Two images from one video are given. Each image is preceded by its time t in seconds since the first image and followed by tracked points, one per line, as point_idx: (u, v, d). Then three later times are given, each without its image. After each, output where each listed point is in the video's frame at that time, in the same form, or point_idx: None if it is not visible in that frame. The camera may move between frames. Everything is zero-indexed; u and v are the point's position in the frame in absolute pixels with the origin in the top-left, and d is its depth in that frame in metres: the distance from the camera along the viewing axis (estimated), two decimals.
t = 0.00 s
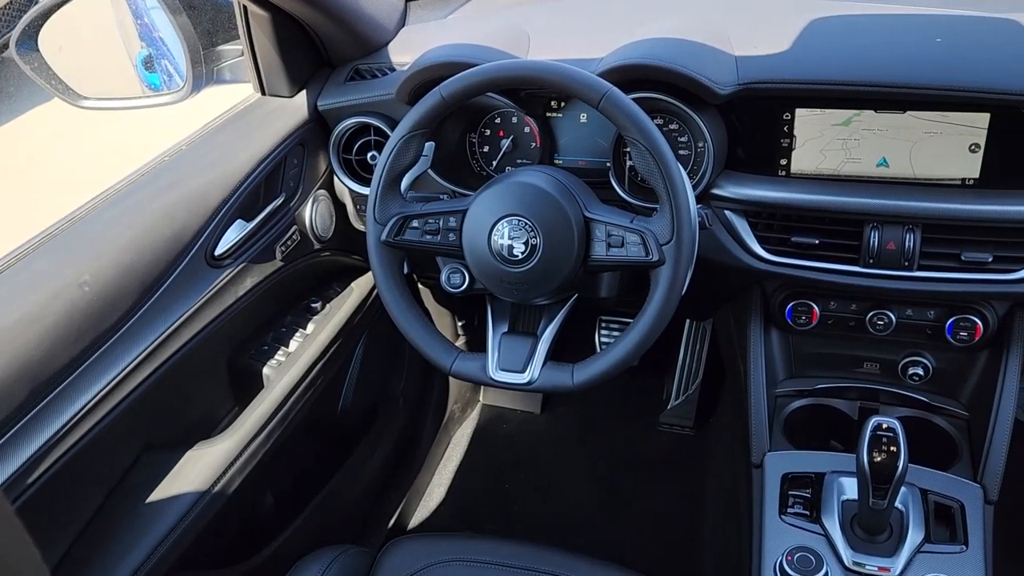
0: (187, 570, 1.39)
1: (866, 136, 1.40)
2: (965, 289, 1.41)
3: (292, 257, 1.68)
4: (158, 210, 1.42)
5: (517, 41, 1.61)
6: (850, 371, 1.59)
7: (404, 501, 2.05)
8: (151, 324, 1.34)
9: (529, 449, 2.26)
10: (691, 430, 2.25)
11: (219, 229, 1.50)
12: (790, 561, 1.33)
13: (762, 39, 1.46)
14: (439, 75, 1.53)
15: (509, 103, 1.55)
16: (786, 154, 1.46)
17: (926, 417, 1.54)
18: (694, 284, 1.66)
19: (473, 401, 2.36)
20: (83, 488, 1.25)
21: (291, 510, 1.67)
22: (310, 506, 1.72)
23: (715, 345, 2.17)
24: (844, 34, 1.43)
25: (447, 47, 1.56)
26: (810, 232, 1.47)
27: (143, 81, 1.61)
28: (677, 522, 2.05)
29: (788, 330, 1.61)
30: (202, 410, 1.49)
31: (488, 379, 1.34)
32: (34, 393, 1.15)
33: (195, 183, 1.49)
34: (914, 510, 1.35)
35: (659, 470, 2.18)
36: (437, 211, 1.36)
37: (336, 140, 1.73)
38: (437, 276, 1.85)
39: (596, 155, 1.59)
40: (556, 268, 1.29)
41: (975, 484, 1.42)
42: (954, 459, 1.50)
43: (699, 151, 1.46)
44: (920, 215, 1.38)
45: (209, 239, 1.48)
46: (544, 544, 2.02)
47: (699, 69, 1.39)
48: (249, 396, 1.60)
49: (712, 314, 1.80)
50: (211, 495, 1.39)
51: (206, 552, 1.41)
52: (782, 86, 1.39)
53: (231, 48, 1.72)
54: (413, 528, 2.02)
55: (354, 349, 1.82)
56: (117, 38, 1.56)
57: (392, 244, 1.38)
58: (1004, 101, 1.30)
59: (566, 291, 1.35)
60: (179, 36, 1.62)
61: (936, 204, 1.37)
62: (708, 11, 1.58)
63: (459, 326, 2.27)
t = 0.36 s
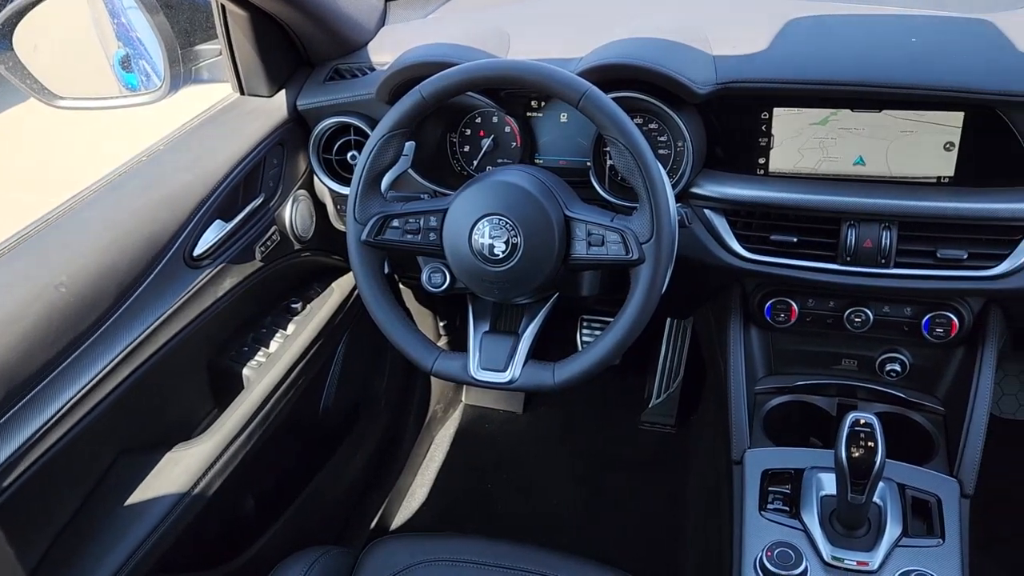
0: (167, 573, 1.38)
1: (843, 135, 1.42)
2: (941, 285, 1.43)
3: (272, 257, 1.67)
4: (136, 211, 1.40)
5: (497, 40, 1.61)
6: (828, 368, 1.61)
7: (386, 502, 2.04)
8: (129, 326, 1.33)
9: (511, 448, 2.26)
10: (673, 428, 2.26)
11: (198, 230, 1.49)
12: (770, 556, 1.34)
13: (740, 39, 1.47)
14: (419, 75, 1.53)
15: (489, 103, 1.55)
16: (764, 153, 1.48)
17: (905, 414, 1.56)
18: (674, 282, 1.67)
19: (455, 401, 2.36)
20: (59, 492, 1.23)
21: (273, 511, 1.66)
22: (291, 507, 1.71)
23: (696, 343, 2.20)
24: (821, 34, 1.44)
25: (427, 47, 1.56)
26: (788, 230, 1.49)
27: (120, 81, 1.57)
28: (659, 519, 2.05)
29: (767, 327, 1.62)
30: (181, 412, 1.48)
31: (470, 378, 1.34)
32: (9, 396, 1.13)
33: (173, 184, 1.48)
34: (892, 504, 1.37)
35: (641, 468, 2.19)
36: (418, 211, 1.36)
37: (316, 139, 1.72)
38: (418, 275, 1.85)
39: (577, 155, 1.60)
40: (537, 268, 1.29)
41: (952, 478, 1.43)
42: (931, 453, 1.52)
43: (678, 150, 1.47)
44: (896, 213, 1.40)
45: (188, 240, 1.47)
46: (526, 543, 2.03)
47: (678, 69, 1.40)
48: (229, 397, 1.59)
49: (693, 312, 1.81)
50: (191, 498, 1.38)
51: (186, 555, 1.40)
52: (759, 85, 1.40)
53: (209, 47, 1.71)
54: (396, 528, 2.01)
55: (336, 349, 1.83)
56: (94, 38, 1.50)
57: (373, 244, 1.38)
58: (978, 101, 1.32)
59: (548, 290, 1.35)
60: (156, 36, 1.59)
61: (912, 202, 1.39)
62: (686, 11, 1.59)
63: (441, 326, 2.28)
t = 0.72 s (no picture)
0: None
1: (815, 133, 1.43)
2: (912, 281, 1.45)
3: (247, 258, 1.66)
4: (108, 212, 1.39)
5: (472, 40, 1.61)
6: (800, 363, 1.63)
7: (365, 503, 2.04)
8: (102, 327, 1.32)
9: (489, 448, 2.26)
10: (650, 427, 2.27)
11: (172, 230, 1.48)
12: (746, 550, 1.35)
13: (712, 38, 1.49)
14: (394, 74, 1.53)
15: (466, 102, 1.55)
16: (738, 151, 1.49)
17: (875, 408, 1.58)
18: (650, 280, 1.68)
19: (433, 402, 2.36)
20: (31, 495, 1.22)
21: (251, 513, 1.65)
22: (269, 508, 1.70)
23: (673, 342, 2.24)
24: (792, 34, 1.45)
25: (402, 46, 1.55)
26: (762, 228, 1.50)
27: (93, 81, 1.56)
28: (638, 516, 2.06)
29: (742, 324, 1.64)
30: (156, 413, 1.47)
31: (447, 377, 1.34)
32: None
33: (146, 183, 1.46)
34: (866, 498, 1.38)
35: (619, 466, 2.20)
36: (394, 210, 1.36)
37: (291, 139, 1.70)
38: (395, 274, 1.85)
39: (552, 154, 1.60)
40: (513, 266, 1.30)
41: (924, 471, 1.45)
42: (904, 447, 1.54)
43: (654, 149, 1.48)
44: (868, 210, 1.42)
45: (162, 240, 1.45)
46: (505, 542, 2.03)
47: (653, 68, 1.41)
48: (204, 399, 1.58)
49: (669, 310, 1.82)
50: (166, 500, 1.37)
51: (162, 558, 1.39)
52: (732, 84, 1.41)
53: (182, 47, 1.70)
54: (374, 529, 2.01)
55: (312, 350, 1.82)
56: (66, 39, 1.49)
57: (349, 243, 1.37)
58: (947, 98, 1.34)
59: (525, 288, 1.36)
60: (129, 35, 1.58)
61: (883, 199, 1.41)
62: (660, 10, 1.60)
63: (418, 326, 2.28)
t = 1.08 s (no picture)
0: None
1: (785, 131, 1.45)
2: (881, 276, 1.47)
3: (219, 259, 1.65)
4: (76, 213, 1.37)
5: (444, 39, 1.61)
6: (774, 359, 1.64)
7: (341, 504, 2.03)
8: (70, 330, 1.30)
9: (465, 448, 2.26)
10: (626, 425, 2.28)
11: (142, 231, 1.46)
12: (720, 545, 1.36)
13: (683, 38, 1.50)
14: (366, 73, 1.53)
15: (439, 101, 1.55)
16: (709, 149, 1.50)
17: (846, 402, 1.60)
18: (623, 278, 1.69)
19: (409, 402, 2.35)
20: None
21: (225, 517, 1.64)
22: (243, 512, 1.69)
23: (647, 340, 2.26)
24: (762, 33, 1.47)
25: (374, 45, 1.55)
26: (734, 225, 1.51)
27: (59, 82, 1.52)
28: (614, 513, 2.07)
29: (715, 321, 1.65)
30: (127, 417, 1.45)
31: (422, 377, 1.33)
32: None
33: (116, 184, 1.45)
34: (838, 491, 1.40)
35: (595, 464, 2.21)
36: (367, 210, 1.36)
37: (263, 139, 1.70)
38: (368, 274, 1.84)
39: (525, 153, 1.60)
40: (487, 266, 1.30)
41: (894, 464, 1.47)
42: (875, 441, 1.56)
43: (627, 148, 1.48)
44: (837, 207, 1.43)
45: (131, 242, 1.44)
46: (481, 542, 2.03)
47: (624, 67, 1.42)
48: (177, 402, 1.57)
49: (643, 308, 1.83)
50: (138, 503, 1.36)
51: (135, 563, 1.38)
52: (703, 82, 1.42)
53: (151, 46, 1.68)
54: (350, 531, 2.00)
55: (286, 352, 1.81)
56: (32, 38, 1.45)
57: (322, 243, 1.37)
58: (913, 96, 1.36)
59: (499, 287, 1.36)
60: (96, 34, 1.55)
61: (852, 196, 1.43)
62: (632, 10, 1.61)
63: (393, 326, 2.28)
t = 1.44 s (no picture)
0: None
1: (752, 129, 1.46)
2: (847, 272, 1.49)
3: (187, 260, 1.63)
4: (40, 214, 1.35)
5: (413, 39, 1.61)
6: (744, 355, 1.66)
7: (313, 507, 2.02)
8: (35, 334, 1.29)
9: (438, 449, 2.26)
10: (598, 423, 2.29)
11: (108, 232, 1.45)
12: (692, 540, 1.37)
13: (651, 37, 1.51)
14: (334, 73, 1.52)
15: (409, 101, 1.55)
16: (678, 148, 1.52)
17: (815, 397, 1.62)
18: (594, 277, 1.70)
19: (381, 404, 2.35)
20: None
21: (195, 522, 1.62)
22: (214, 516, 1.67)
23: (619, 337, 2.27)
24: (728, 32, 1.48)
25: (342, 44, 1.54)
26: (702, 222, 1.53)
27: (21, 82, 1.52)
28: (586, 511, 2.08)
29: (684, 318, 1.66)
30: (94, 421, 1.44)
31: (394, 377, 1.33)
32: None
33: (81, 185, 1.43)
34: (806, 484, 1.42)
35: (567, 462, 2.21)
36: (337, 210, 1.35)
37: (231, 139, 1.69)
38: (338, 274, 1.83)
39: (495, 152, 1.61)
40: (458, 264, 1.30)
41: (861, 457, 1.50)
42: (842, 435, 1.58)
43: (596, 147, 1.50)
44: (803, 204, 1.45)
45: (96, 244, 1.42)
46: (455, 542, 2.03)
47: (593, 66, 1.42)
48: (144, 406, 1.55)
49: (614, 306, 1.84)
50: (106, 509, 1.35)
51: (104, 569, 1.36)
52: (670, 82, 1.43)
53: (115, 46, 1.65)
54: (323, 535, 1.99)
55: (255, 356, 1.80)
56: None
57: (291, 244, 1.36)
58: (875, 94, 1.38)
59: (470, 285, 1.36)
60: (59, 34, 1.53)
61: (817, 193, 1.45)
62: (600, 9, 1.62)
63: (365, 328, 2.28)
